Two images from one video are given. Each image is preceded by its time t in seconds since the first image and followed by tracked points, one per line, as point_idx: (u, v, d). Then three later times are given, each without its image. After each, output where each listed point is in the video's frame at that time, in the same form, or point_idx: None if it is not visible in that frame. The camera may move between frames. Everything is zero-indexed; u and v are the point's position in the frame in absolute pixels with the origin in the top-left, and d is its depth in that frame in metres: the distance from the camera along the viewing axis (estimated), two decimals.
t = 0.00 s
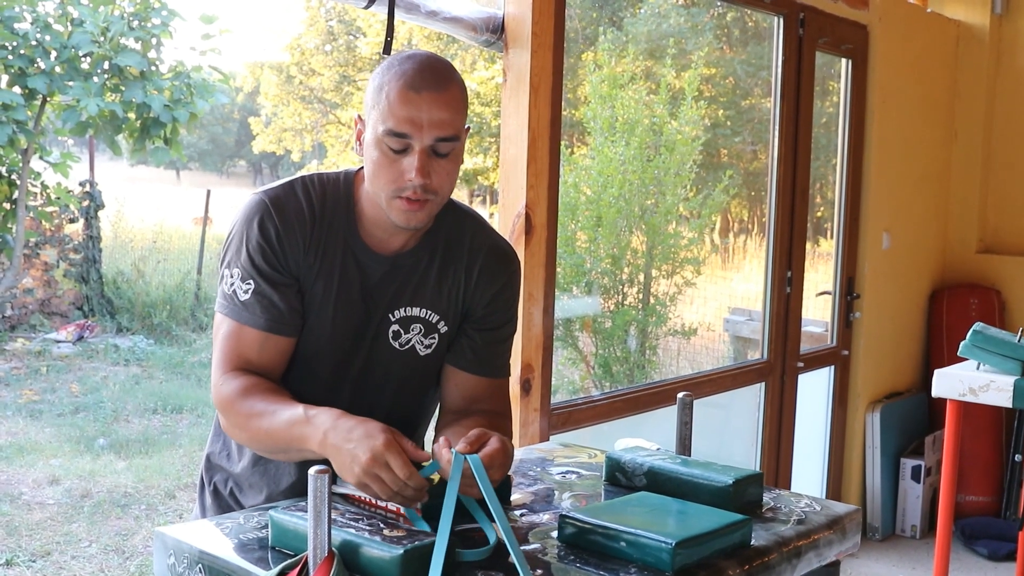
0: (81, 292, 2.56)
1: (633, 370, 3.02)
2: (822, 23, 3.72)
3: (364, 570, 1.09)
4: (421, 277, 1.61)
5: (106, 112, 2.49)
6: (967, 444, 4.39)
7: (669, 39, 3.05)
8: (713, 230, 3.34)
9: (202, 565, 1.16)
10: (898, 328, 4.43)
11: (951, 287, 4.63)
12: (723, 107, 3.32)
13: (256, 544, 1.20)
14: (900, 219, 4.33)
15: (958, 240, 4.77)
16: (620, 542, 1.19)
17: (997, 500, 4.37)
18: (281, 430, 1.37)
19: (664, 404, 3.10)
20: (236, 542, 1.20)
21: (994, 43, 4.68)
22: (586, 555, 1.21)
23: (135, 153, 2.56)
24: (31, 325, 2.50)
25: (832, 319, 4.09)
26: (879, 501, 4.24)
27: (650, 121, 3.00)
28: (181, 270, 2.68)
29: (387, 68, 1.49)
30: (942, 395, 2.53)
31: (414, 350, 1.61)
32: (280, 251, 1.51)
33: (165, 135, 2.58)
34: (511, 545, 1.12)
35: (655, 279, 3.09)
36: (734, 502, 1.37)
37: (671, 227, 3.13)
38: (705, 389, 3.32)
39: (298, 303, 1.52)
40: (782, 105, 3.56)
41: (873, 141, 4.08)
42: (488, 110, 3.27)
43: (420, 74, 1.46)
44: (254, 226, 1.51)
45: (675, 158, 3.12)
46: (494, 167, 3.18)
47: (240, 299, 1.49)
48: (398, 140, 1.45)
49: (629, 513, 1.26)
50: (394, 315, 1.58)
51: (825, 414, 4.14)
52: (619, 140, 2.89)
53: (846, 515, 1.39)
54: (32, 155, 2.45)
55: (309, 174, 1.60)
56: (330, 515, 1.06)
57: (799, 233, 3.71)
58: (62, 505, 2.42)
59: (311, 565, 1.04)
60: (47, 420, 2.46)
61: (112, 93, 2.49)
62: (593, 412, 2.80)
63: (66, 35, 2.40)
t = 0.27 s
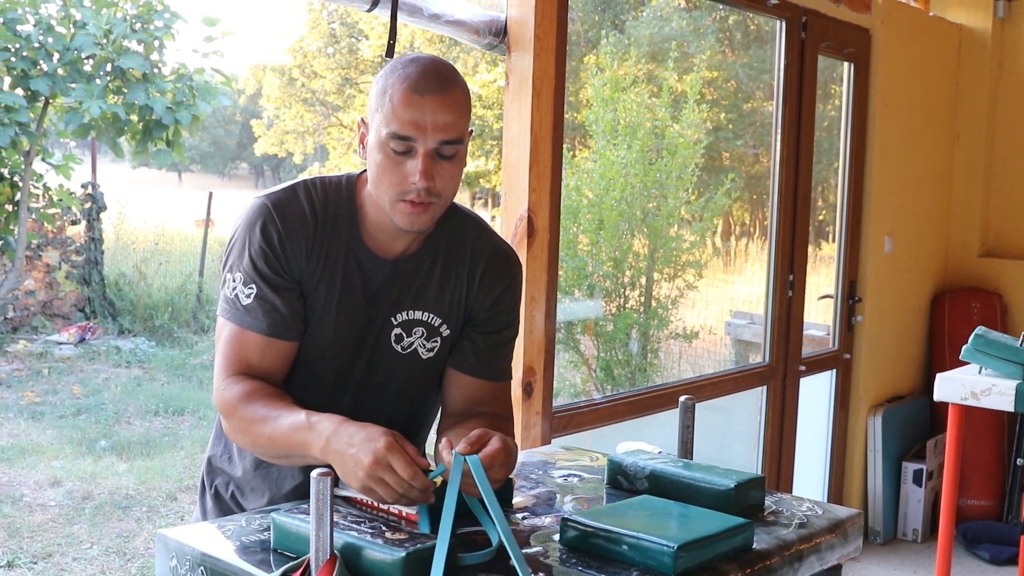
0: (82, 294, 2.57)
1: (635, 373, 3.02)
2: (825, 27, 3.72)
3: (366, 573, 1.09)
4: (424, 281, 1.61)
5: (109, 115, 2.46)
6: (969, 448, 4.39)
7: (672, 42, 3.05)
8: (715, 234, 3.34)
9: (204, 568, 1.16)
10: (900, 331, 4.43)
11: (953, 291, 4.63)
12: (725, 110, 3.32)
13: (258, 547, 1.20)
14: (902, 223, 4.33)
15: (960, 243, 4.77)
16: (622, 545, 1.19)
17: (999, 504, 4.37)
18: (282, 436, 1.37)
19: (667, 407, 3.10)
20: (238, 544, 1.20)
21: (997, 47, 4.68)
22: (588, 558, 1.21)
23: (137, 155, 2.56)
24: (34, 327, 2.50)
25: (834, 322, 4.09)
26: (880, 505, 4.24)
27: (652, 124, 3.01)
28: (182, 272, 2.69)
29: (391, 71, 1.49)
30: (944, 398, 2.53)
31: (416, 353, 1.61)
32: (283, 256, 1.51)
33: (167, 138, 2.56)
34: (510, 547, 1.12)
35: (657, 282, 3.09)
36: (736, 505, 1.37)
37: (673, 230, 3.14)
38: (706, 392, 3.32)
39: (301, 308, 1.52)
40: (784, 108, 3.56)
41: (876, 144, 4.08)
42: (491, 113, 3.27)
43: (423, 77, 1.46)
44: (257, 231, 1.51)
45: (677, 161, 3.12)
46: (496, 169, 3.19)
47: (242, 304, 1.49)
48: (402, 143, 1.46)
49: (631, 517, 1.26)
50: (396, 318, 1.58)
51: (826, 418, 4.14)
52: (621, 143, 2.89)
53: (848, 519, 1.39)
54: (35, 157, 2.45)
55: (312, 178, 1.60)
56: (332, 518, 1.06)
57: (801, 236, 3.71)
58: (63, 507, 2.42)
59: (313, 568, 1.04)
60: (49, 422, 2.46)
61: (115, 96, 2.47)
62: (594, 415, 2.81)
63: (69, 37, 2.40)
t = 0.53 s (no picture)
0: (85, 292, 2.58)
1: (638, 371, 3.02)
2: (827, 25, 3.72)
3: (370, 570, 1.10)
4: (426, 279, 1.61)
5: (110, 112, 2.49)
6: (971, 446, 4.39)
7: (674, 39, 3.05)
8: (717, 231, 3.33)
9: (207, 565, 1.16)
10: (903, 329, 4.43)
11: (955, 289, 4.63)
12: (727, 107, 3.32)
13: (261, 544, 1.20)
14: (904, 221, 4.32)
15: (962, 241, 4.77)
16: (625, 542, 1.19)
17: (1001, 502, 4.37)
18: (286, 437, 1.37)
19: (669, 404, 3.11)
20: (242, 541, 1.20)
21: (999, 45, 4.67)
22: (592, 555, 1.21)
23: (139, 152, 2.58)
24: (36, 325, 2.50)
25: (836, 320, 4.09)
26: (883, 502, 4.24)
27: (654, 122, 3.00)
28: (185, 269, 2.68)
29: (394, 69, 1.49)
30: (947, 396, 2.53)
31: (419, 351, 1.61)
32: (285, 255, 1.51)
33: (169, 135, 2.59)
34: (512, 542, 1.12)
35: (659, 279, 3.09)
36: (739, 503, 1.37)
37: (675, 227, 3.13)
38: (709, 390, 3.32)
39: (303, 306, 1.52)
40: (786, 105, 3.56)
41: (878, 142, 4.08)
42: (493, 110, 3.27)
43: (427, 76, 1.46)
44: (259, 229, 1.51)
45: (680, 159, 3.12)
46: (498, 167, 3.20)
47: (244, 302, 1.49)
48: (405, 143, 1.46)
49: (633, 514, 1.26)
50: (399, 316, 1.58)
51: (828, 416, 4.14)
52: (624, 140, 2.89)
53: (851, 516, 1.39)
54: (37, 155, 2.45)
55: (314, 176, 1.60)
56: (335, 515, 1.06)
57: (803, 234, 3.71)
58: (66, 504, 2.42)
59: (317, 565, 1.04)
60: (52, 419, 2.46)
61: (117, 93, 2.50)
62: (597, 412, 2.81)
63: (71, 34, 2.40)
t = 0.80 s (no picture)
0: (88, 293, 2.57)
1: (640, 372, 3.02)
2: (830, 26, 3.72)
3: (374, 571, 1.09)
4: (431, 279, 1.61)
5: (114, 114, 2.50)
6: (974, 447, 4.38)
7: (676, 40, 3.05)
8: (720, 232, 3.33)
9: (211, 566, 1.16)
10: (905, 330, 4.43)
11: (958, 290, 4.63)
12: (730, 109, 3.32)
13: (265, 545, 1.20)
14: (907, 222, 4.32)
15: (965, 242, 4.77)
16: (629, 543, 1.19)
17: (1005, 503, 4.37)
18: (288, 439, 1.37)
19: (672, 405, 3.11)
20: (245, 542, 1.20)
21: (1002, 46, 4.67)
22: (596, 556, 1.21)
23: (143, 153, 2.59)
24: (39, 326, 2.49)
25: (839, 321, 4.09)
26: (885, 502, 4.24)
27: (657, 123, 3.00)
28: (188, 270, 2.69)
29: (401, 73, 1.49)
30: (950, 397, 2.53)
31: (423, 352, 1.61)
32: (290, 254, 1.51)
33: (173, 137, 2.59)
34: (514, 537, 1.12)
35: (662, 281, 3.09)
36: (743, 503, 1.37)
37: (678, 228, 3.13)
38: (711, 391, 3.32)
39: (306, 306, 1.52)
40: (789, 106, 3.56)
41: (881, 143, 4.08)
42: (496, 112, 3.27)
43: (434, 80, 1.47)
44: (263, 227, 1.51)
45: (682, 160, 3.12)
46: (500, 168, 3.20)
47: (247, 301, 1.49)
48: (412, 146, 1.46)
49: (637, 515, 1.26)
50: (403, 317, 1.58)
51: (831, 417, 4.14)
52: (626, 141, 2.89)
53: (854, 516, 1.39)
54: (40, 156, 2.45)
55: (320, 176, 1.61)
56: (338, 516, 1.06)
57: (806, 235, 3.71)
58: (69, 505, 2.43)
59: (320, 566, 1.04)
60: (55, 420, 2.46)
61: (120, 94, 2.50)
62: (600, 413, 2.81)
63: (74, 36, 2.41)
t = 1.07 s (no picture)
0: (90, 293, 2.58)
1: (643, 371, 3.02)
2: (832, 25, 3.71)
3: (376, 571, 1.09)
4: (435, 277, 1.61)
5: (116, 113, 2.50)
6: (976, 446, 4.38)
7: (679, 39, 3.05)
8: (722, 231, 3.33)
9: (214, 565, 1.16)
10: (908, 329, 4.43)
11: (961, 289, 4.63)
12: (732, 108, 3.31)
13: (267, 545, 1.20)
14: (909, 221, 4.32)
15: (967, 240, 4.76)
16: (632, 543, 1.18)
17: (1007, 502, 4.36)
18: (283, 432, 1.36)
19: (675, 405, 3.11)
20: (247, 542, 1.20)
21: (1005, 44, 4.67)
22: (598, 555, 1.21)
23: (145, 153, 2.60)
24: (41, 326, 2.49)
25: (841, 321, 4.09)
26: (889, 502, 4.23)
27: (659, 122, 3.00)
28: (189, 270, 2.69)
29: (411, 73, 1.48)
30: (953, 396, 2.53)
31: (426, 350, 1.61)
32: (295, 247, 1.51)
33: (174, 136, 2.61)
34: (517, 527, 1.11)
35: (664, 280, 3.09)
36: (746, 503, 1.37)
37: (680, 228, 3.13)
38: (714, 391, 3.32)
39: (307, 299, 1.52)
40: (792, 105, 3.56)
41: (883, 142, 4.08)
42: (498, 111, 3.26)
43: (443, 83, 1.46)
44: (269, 217, 1.50)
45: (684, 159, 3.12)
46: (503, 167, 3.20)
47: (248, 292, 1.48)
48: (419, 148, 1.46)
49: (639, 514, 1.26)
50: (407, 314, 1.59)
51: (833, 415, 4.14)
52: (628, 141, 2.89)
53: (857, 516, 1.39)
54: (42, 156, 2.44)
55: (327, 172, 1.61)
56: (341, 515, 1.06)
57: (809, 234, 3.71)
58: (72, 505, 2.42)
59: (323, 566, 1.04)
60: (57, 420, 2.47)
61: (123, 94, 2.50)
62: (602, 412, 2.81)
63: (76, 36, 2.40)
